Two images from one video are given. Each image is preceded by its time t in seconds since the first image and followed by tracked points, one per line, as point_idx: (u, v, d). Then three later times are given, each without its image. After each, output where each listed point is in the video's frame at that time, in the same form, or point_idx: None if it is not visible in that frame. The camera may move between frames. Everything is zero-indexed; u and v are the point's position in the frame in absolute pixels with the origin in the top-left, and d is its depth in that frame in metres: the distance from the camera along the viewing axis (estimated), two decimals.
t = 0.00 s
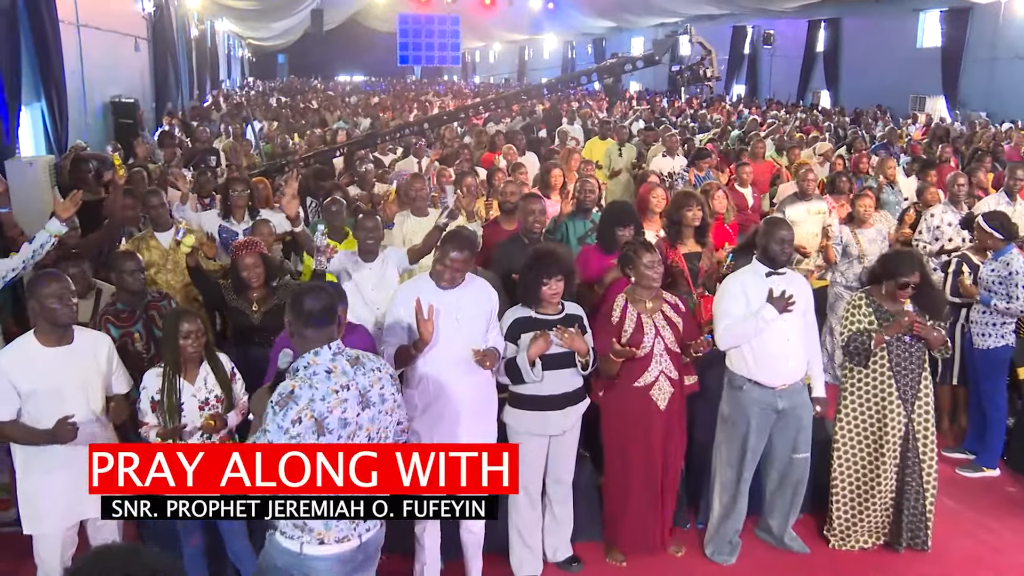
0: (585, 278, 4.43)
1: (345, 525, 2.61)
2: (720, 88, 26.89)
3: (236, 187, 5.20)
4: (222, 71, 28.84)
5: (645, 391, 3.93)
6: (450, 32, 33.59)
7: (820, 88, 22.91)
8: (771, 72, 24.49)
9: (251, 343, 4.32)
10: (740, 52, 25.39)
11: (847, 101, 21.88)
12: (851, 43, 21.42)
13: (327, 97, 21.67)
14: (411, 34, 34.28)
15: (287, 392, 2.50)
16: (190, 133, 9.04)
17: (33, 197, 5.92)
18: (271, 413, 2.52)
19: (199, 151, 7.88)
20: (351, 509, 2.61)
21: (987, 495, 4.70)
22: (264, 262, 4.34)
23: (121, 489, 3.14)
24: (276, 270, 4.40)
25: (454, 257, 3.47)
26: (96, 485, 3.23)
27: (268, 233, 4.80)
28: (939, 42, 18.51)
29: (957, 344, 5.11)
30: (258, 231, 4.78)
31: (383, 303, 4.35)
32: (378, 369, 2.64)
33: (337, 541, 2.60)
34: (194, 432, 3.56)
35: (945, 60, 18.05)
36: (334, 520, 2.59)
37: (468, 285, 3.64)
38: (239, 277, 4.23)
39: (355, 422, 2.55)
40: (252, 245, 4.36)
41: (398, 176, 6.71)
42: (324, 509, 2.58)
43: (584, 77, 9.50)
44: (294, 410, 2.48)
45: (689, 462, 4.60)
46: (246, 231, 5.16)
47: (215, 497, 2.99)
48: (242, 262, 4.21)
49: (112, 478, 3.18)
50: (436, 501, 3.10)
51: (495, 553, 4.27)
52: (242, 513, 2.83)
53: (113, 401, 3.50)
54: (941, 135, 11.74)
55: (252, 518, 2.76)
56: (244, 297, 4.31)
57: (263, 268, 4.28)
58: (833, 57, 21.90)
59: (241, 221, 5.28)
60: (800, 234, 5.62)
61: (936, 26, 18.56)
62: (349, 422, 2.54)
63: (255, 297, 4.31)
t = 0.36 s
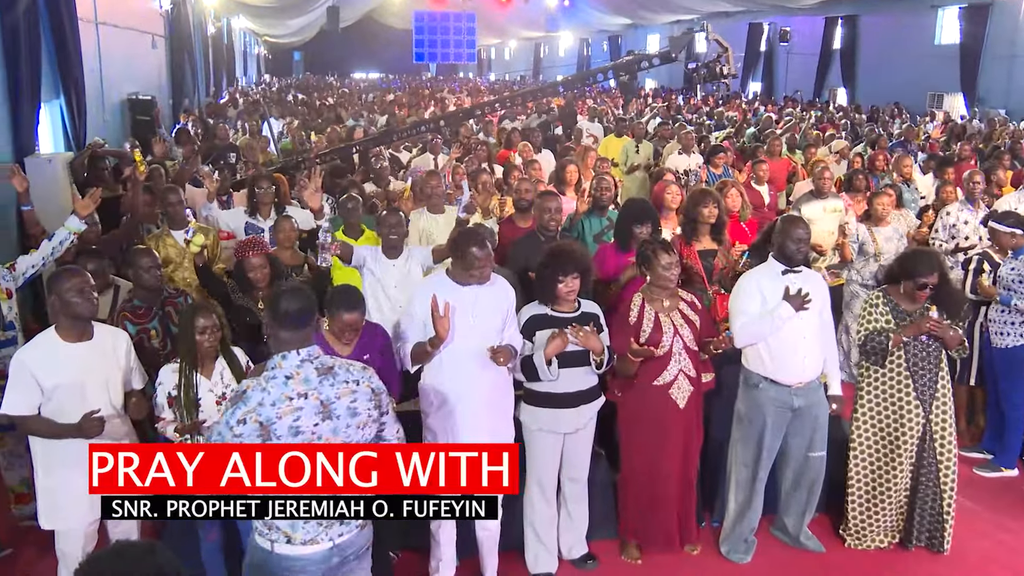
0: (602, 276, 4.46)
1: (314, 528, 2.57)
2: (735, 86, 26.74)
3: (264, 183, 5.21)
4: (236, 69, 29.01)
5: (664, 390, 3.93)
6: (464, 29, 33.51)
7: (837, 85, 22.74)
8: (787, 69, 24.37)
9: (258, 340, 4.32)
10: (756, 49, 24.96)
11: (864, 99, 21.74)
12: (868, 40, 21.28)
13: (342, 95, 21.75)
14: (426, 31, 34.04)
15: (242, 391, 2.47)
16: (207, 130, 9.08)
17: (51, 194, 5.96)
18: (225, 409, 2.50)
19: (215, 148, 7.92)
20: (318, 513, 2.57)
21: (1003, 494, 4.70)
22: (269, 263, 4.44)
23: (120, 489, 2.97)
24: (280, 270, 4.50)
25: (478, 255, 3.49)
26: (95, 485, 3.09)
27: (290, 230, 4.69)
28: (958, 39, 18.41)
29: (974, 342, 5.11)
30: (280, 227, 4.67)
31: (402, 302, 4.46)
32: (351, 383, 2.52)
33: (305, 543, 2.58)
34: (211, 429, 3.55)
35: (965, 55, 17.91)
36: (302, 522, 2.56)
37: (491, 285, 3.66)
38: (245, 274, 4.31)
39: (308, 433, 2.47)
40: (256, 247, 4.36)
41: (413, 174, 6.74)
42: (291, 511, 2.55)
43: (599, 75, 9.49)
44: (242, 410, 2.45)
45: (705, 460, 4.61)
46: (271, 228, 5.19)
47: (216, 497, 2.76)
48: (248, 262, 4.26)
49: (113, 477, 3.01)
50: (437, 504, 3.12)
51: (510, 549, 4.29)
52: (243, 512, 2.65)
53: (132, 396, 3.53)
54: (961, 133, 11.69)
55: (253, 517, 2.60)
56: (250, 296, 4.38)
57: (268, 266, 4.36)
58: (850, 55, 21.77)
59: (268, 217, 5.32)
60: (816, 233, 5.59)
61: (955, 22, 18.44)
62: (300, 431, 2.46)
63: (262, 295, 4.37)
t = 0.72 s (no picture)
0: (611, 277, 4.46)
1: (263, 533, 2.54)
2: (743, 87, 26.69)
3: (280, 184, 5.21)
4: (244, 69, 29.07)
5: (671, 391, 3.93)
6: (471, 30, 33.49)
7: (845, 87, 22.68)
8: (795, 71, 24.33)
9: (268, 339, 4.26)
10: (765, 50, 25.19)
11: (872, 101, 21.68)
12: (877, 42, 21.21)
13: (350, 95, 21.81)
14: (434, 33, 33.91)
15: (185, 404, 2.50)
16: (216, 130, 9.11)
17: (61, 193, 5.98)
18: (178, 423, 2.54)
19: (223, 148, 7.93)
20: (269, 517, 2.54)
21: (1011, 498, 4.68)
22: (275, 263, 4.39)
23: (121, 490, 2.93)
24: (284, 269, 4.44)
25: (475, 256, 3.47)
26: (95, 485, 3.06)
27: (307, 230, 4.70)
28: (967, 40, 18.35)
29: (984, 345, 5.09)
30: (296, 228, 4.67)
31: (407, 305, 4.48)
32: (291, 380, 2.48)
33: (255, 547, 2.55)
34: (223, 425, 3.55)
35: (973, 57, 17.86)
36: (251, 524, 2.54)
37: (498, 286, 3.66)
38: (252, 274, 4.25)
39: (248, 436, 2.44)
40: (257, 246, 4.41)
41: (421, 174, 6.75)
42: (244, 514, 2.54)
43: (608, 76, 9.48)
44: (183, 421, 2.47)
45: (711, 462, 4.60)
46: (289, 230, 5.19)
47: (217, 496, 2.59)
48: (255, 264, 4.23)
49: (113, 478, 2.97)
50: (437, 504, 3.34)
51: (517, 550, 4.29)
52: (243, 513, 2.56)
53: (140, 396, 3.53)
54: (971, 135, 11.64)
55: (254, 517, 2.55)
56: (257, 296, 4.29)
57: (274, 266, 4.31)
58: (858, 57, 21.71)
59: (284, 217, 5.30)
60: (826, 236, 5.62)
61: (964, 24, 18.38)
62: (239, 435, 2.43)
63: (269, 295, 4.30)
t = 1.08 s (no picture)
0: (613, 276, 4.45)
1: (255, 528, 2.51)
2: (747, 87, 26.67)
3: (281, 181, 5.21)
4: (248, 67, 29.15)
5: (672, 389, 3.94)
6: (475, 28, 33.49)
7: (849, 86, 22.64)
8: (799, 71, 24.32)
9: (283, 337, 4.27)
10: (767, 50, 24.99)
11: (876, 100, 21.65)
12: (881, 42, 21.18)
13: (354, 93, 21.88)
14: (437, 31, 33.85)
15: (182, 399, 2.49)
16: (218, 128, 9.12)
17: (64, 190, 5.98)
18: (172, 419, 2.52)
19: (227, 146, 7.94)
20: (261, 514, 2.51)
21: (1013, 498, 4.67)
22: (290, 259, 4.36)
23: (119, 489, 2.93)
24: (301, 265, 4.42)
25: (484, 255, 3.48)
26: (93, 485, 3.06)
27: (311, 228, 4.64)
28: (971, 40, 18.33)
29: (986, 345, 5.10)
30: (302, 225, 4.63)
31: (406, 305, 4.48)
32: (289, 379, 2.49)
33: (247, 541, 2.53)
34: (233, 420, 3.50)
35: (977, 57, 17.84)
36: (245, 521, 2.51)
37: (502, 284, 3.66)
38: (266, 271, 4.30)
39: (243, 433, 2.43)
40: (276, 243, 4.45)
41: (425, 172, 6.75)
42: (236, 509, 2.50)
43: (611, 75, 9.49)
44: (179, 417, 2.46)
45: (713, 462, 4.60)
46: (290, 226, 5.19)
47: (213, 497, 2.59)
48: (267, 258, 4.27)
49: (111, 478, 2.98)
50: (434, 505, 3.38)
51: (518, 549, 4.29)
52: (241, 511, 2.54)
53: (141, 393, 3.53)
54: (976, 135, 11.63)
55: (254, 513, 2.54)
56: (271, 292, 4.32)
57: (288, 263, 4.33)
58: (861, 56, 21.69)
59: (285, 215, 5.29)
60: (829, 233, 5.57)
61: (968, 24, 18.35)
62: (235, 432, 2.43)
63: (282, 291, 4.33)
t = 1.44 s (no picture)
0: (592, 276, 4.45)
1: (241, 531, 2.51)
2: (725, 88, 26.77)
3: (248, 183, 5.19)
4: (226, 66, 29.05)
5: (649, 390, 3.94)
6: (454, 29, 33.45)
7: (825, 87, 22.80)
8: (776, 71, 24.48)
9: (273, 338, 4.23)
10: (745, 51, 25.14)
11: (851, 100, 21.84)
12: (857, 43, 21.38)
13: (331, 94, 21.78)
14: (415, 31, 33.80)
15: (175, 398, 2.45)
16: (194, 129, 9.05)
17: (37, 191, 5.91)
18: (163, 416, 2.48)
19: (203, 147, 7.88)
20: (247, 515, 2.50)
21: (988, 495, 4.74)
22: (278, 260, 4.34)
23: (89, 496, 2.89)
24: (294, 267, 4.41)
25: (462, 254, 3.48)
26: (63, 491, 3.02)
27: (288, 228, 4.94)
28: (944, 42, 18.54)
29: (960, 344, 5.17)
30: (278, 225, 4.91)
31: (384, 305, 4.46)
32: (286, 389, 2.47)
33: (231, 544, 2.52)
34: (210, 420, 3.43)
35: (950, 58, 18.06)
36: (230, 523, 2.50)
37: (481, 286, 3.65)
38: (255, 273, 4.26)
39: (238, 438, 2.41)
40: (268, 243, 4.45)
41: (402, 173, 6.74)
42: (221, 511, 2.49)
43: (587, 76, 9.51)
44: (172, 417, 2.42)
45: (691, 461, 4.62)
46: (259, 228, 5.20)
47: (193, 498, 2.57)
48: (257, 259, 4.26)
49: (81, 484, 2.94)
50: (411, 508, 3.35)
51: (497, 549, 4.29)
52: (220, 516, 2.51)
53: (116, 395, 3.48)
54: (947, 136, 11.78)
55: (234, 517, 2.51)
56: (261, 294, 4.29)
57: (277, 265, 4.32)
58: (837, 57, 21.86)
59: (253, 216, 5.28)
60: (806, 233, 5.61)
61: (942, 25, 18.56)
62: (229, 436, 2.41)
63: (273, 292, 4.30)
